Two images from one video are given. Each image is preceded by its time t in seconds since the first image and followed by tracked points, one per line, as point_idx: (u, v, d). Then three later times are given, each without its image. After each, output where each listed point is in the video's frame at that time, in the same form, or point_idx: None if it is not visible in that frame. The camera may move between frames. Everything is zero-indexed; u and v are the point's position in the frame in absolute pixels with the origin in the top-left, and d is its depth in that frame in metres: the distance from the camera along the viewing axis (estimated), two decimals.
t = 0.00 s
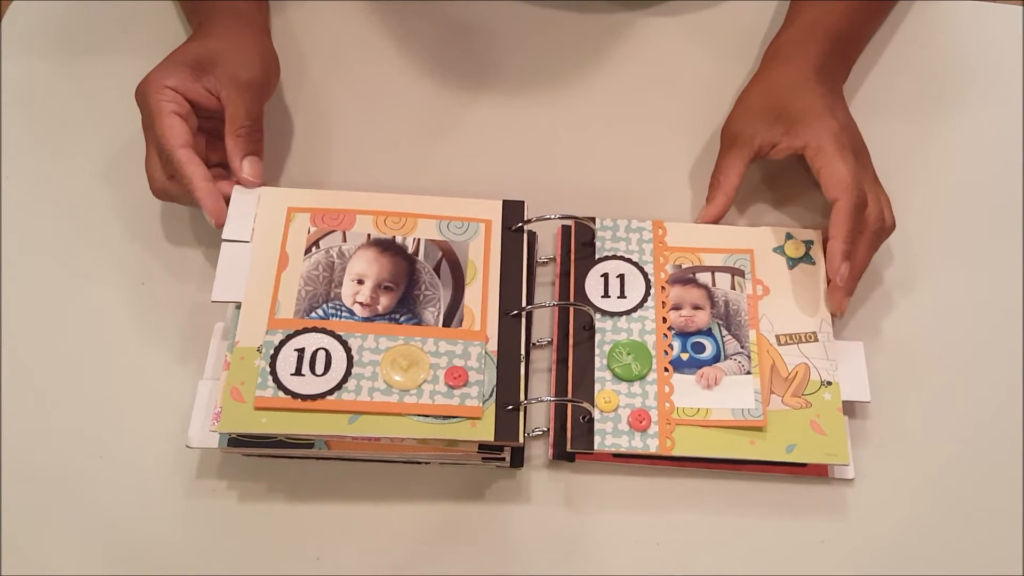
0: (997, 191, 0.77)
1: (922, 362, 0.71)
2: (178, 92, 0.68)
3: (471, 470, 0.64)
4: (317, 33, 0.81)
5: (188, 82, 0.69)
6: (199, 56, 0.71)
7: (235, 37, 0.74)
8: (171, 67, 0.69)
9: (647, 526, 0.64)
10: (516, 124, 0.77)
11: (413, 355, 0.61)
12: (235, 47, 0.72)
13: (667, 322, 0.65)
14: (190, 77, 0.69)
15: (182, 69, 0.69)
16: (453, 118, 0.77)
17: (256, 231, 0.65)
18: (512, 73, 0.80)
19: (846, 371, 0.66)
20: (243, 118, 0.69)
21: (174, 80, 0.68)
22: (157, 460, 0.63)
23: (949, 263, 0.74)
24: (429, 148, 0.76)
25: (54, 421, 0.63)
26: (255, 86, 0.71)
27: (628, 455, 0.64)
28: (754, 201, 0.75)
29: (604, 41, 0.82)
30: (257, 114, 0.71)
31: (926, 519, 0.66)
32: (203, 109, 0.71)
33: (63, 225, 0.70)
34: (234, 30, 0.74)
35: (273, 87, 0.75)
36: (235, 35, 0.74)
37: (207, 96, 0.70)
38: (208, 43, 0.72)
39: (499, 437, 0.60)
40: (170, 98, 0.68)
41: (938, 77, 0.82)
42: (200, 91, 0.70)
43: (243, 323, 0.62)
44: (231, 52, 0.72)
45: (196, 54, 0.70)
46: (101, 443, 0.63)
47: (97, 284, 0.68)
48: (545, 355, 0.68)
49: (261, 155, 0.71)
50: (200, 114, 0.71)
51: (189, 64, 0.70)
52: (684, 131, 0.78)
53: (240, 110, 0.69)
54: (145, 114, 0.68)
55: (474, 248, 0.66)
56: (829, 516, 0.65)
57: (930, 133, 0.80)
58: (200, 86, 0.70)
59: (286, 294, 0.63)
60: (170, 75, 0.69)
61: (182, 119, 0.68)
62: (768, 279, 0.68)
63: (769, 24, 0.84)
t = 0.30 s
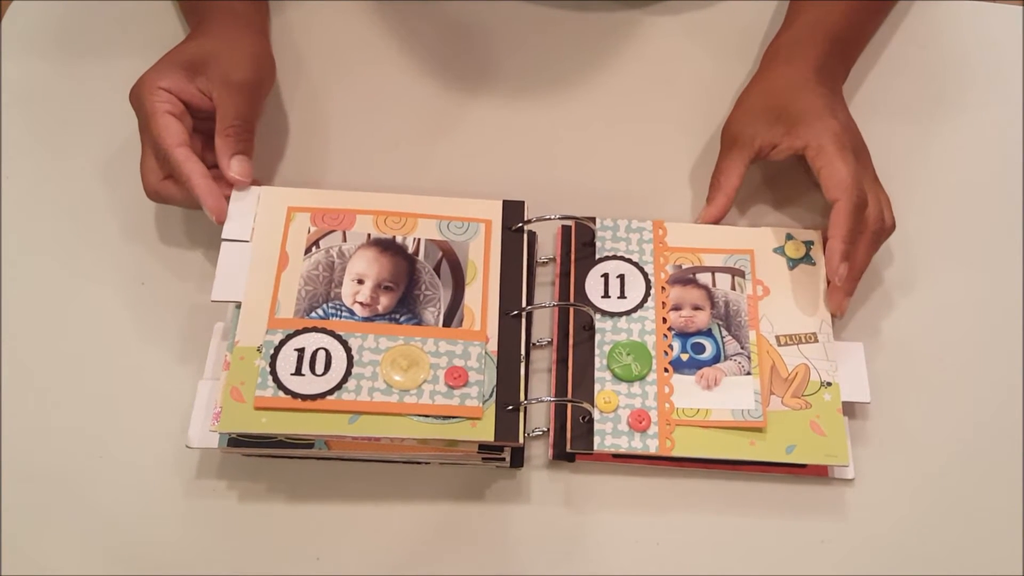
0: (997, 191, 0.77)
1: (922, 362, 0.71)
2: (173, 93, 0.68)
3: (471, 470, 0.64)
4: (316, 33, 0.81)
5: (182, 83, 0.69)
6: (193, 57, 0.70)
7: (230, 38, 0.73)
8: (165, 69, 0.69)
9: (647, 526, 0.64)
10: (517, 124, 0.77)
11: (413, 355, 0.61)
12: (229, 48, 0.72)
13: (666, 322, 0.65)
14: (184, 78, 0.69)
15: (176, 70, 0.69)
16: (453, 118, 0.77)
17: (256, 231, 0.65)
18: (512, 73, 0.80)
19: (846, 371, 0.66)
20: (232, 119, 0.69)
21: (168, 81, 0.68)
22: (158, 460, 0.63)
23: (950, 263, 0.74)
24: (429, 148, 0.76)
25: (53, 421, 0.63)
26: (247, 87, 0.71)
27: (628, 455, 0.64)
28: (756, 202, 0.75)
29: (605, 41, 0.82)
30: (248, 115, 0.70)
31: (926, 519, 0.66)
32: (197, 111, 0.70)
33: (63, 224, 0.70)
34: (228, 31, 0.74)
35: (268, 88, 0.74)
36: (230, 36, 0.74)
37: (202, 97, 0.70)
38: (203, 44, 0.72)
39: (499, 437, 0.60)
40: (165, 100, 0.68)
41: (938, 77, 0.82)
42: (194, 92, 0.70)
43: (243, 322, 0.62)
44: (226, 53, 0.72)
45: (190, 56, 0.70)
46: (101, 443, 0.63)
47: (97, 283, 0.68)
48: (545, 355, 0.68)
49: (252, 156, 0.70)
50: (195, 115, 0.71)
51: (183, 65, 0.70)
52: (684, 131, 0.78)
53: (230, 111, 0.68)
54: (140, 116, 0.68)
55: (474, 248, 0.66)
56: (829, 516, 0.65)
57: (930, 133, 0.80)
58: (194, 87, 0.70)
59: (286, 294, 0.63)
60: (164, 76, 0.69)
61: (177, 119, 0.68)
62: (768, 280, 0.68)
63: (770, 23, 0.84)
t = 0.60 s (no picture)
0: (997, 190, 0.77)
1: (923, 363, 0.70)
2: (172, 94, 0.68)
3: (470, 470, 0.64)
4: (316, 32, 0.81)
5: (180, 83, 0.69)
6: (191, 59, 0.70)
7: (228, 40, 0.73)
8: (164, 70, 0.69)
9: (647, 527, 0.64)
10: (517, 124, 0.77)
11: (412, 356, 0.61)
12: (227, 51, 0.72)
13: (666, 325, 0.65)
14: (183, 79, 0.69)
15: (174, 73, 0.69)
16: (453, 117, 0.77)
17: (257, 230, 0.65)
18: (512, 73, 0.80)
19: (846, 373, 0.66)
20: (230, 119, 0.68)
21: (166, 83, 0.68)
22: (158, 460, 0.63)
23: (950, 263, 0.74)
24: (429, 147, 0.76)
25: (52, 421, 0.63)
26: (244, 87, 0.70)
27: (627, 457, 0.64)
28: (758, 203, 0.75)
29: (605, 42, 0.82)
30: (246, 115, 0.70)
31: (927, 520, 0.66)
32: (196, 112, 0.70)
33: (64, 224, 0.70)
34: (225, 33, 0.74)
35: (265, 89, 0.75)
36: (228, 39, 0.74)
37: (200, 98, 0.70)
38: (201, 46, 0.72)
39: (498, 441, 0.60)
40: (164, 101, 0.68)
41: (938, 77, 0.82)
42: (192, 93, 0.70)
43: (243, 323, 0.62)
44: (224, 54, 0.72)
45: (188, 57, 0.70)
46: (100, 442, 0.63)
47: (97, 283, 0.68)
48: (545, 356, 0.68)
49: (251, 156, 0.70)
50: (194, 116, 0.71)
51: (181, 66, 0.70)
52: (684, 132, 0.78)
53: (227, 112, 0.68)
54: (139, 118, 0.68)
55: (475, 249, 0.66)
56: (830, 517, 0.65)
57: (930, 133, 0.79)
58: (192, 88, 0.70)
59: (286, 294, 0.63)
60: (162, 78, 0.69)
61: (176, 120, 0.68)
62: (769, 282, 0.67)
63: (770, 24, 0.84)
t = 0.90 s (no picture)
0: (997, 190, 0.77)
1: (922, 363, 0.70)
2: (172, 93, 0.68)
3: (470, 470, 0.64)
4: (317, 32, 0.81)
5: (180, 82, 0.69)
6: (191, 58, 0.70)
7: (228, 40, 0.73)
8: (163, 69, 0.69)
9: (647, 527, 0.64)
10: (517, 125, 0.77)
11: (411, 356, 0.61)
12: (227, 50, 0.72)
13: (665, 325, 0.65)
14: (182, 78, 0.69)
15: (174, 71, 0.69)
16: (453, 117, 0.77)
17: (257, 229, 0.65)
18: (512, 73, 0.80)
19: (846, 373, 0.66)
20: (231, 119, 0.68)
21: (165, 82, 0.68)
22: (158, 460, 0.63)
23: (949, 262, 0.74)
24: (428, 146, 0.76)
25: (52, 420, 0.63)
26: (244, 86, 0.71)
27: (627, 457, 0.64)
28: (756, 204, 0.75)
29: (605, 43, 0.82)
30: (246, 115, 0.70)
31: (927, 520, 0.66)
32: (195, 110, 0.70)
33: (65, 223, 0.70)
34: (225, 33, 0.74)
35: (265, 89, 0.75)
36: (228, 38, 0.74)
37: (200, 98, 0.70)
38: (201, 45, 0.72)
39: (497, 440, 0.60)
40: (164, 100, 0.68)
41: (938, 77, 0.82)
42: (191, 92, 0.69)
43: (242, 321, 0.62)
44: (223, 54, 0.72)
45: (188, 56, 0.70)
46: (100, 441, 0.63)
47: (97, 282, 0.68)
48: (544, 356, 0.68)
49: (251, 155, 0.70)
50: (194, 115, 0.71)
51: (180, 65, 0.70)
52: (684, 132, 0.78)
53: (228, 111, 0.68)
54: (138, 117, 0.68)
55: (475, 249, 0.66)
56: (830, 517, 0.65)
57: (930, 133, 0.80)
58: (191, 86, 0.70)
59: (285, 293, 0.63)
60: (161, 76, 0.69)
61: (175, 119, 0.68)
62: (767, 283, 0.67)
63: (769, 25, 0.84)
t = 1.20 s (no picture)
0: (997, 190, 0.77)
1: (922, 363, 0.70)
2: (174, 95, 0.68)
3: (470, 470, 0.64)
4: (316, 32, 0.81)
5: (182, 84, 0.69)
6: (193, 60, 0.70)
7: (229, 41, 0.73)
8: (166, 70, 0.69)
9: (647, 527, 0.64)
10: (517, 125, 0.77)
11: (411, 356, 0.61)
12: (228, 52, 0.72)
13: (665, 325, 0.65)
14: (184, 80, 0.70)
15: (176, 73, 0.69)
16: (453, 116, 0.77)
17: (257, 230, 0.65)
18: (511, 72, 0.80)
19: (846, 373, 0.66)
20: (232, 121, 0.68)
21: (166, 83, 0.68)
22: (158, 460, 0.63)
23: (949, 262, 0.74)
24: (428, 146, 0.76)
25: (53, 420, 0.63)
26: (245, 88, 0.71)
27: (627, 458, 0.64)
28: (754, 203, 0.75)
29: (605, 42, 0.82)
30: (247, 117, 0.70)
31: (926, 520, 0.66)
32: (196, 112, 0.70)
33: (64, 223, 0.70)
34: (226, 34, 0.74)
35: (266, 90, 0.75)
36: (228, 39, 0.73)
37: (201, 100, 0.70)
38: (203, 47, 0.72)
39: (497, 439, 0.60)
40: (166, 102, 0.68)
41: (938, 77, 0.82)
42: (192, 93, 0.70)
43: (243, 322, 0.62)
44: (224, 55, 0.72)
45: (190, 57, 0.70)
46: (100, 442, 0.63)
47: (97, 282, 0.68)
48: (544, 357, 0.68)
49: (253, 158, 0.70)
50: (194, 117, 0.71)
51: (182, 66, 0.70)
52: (684, 132, 0.78)
53: (230, 113, 0.68)
54: (139, 118, 0.68)
55: (474, 248, 0.66)
56: (830, 517, 0.65)
57: (929, 132, 0.79)
58: (193, 88, 0.70)
59: (285, 293, 0.63)
60: (163, 78, 0.69)
61: (176, 121, 0.68)
62: (767, 283, 0.67)
63: (770, 25, 0.84)
